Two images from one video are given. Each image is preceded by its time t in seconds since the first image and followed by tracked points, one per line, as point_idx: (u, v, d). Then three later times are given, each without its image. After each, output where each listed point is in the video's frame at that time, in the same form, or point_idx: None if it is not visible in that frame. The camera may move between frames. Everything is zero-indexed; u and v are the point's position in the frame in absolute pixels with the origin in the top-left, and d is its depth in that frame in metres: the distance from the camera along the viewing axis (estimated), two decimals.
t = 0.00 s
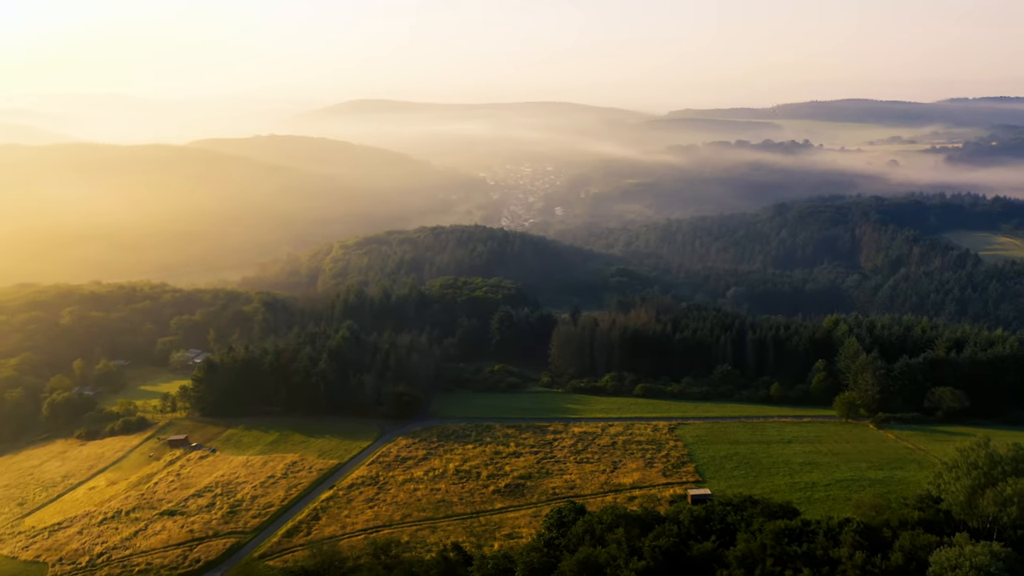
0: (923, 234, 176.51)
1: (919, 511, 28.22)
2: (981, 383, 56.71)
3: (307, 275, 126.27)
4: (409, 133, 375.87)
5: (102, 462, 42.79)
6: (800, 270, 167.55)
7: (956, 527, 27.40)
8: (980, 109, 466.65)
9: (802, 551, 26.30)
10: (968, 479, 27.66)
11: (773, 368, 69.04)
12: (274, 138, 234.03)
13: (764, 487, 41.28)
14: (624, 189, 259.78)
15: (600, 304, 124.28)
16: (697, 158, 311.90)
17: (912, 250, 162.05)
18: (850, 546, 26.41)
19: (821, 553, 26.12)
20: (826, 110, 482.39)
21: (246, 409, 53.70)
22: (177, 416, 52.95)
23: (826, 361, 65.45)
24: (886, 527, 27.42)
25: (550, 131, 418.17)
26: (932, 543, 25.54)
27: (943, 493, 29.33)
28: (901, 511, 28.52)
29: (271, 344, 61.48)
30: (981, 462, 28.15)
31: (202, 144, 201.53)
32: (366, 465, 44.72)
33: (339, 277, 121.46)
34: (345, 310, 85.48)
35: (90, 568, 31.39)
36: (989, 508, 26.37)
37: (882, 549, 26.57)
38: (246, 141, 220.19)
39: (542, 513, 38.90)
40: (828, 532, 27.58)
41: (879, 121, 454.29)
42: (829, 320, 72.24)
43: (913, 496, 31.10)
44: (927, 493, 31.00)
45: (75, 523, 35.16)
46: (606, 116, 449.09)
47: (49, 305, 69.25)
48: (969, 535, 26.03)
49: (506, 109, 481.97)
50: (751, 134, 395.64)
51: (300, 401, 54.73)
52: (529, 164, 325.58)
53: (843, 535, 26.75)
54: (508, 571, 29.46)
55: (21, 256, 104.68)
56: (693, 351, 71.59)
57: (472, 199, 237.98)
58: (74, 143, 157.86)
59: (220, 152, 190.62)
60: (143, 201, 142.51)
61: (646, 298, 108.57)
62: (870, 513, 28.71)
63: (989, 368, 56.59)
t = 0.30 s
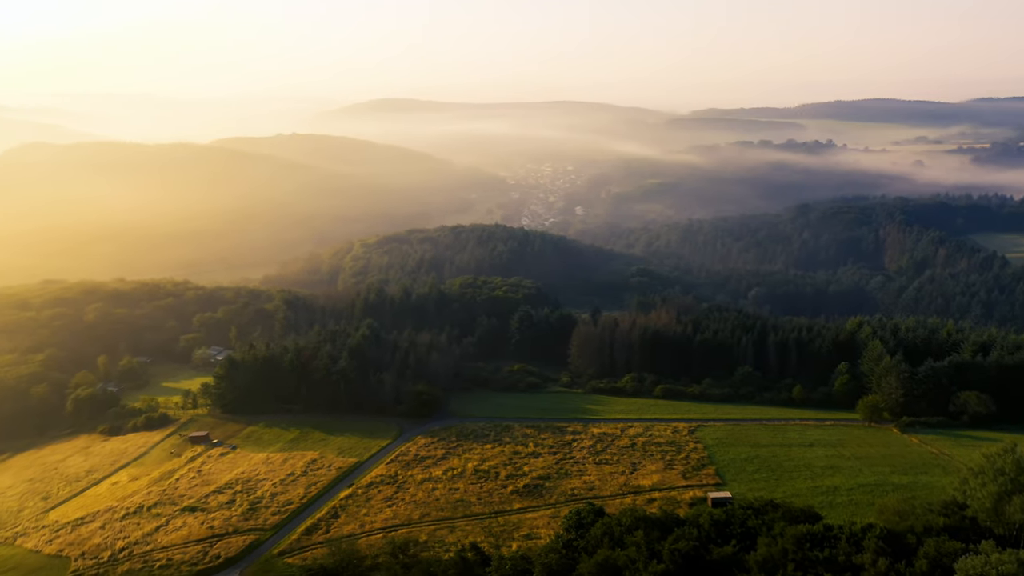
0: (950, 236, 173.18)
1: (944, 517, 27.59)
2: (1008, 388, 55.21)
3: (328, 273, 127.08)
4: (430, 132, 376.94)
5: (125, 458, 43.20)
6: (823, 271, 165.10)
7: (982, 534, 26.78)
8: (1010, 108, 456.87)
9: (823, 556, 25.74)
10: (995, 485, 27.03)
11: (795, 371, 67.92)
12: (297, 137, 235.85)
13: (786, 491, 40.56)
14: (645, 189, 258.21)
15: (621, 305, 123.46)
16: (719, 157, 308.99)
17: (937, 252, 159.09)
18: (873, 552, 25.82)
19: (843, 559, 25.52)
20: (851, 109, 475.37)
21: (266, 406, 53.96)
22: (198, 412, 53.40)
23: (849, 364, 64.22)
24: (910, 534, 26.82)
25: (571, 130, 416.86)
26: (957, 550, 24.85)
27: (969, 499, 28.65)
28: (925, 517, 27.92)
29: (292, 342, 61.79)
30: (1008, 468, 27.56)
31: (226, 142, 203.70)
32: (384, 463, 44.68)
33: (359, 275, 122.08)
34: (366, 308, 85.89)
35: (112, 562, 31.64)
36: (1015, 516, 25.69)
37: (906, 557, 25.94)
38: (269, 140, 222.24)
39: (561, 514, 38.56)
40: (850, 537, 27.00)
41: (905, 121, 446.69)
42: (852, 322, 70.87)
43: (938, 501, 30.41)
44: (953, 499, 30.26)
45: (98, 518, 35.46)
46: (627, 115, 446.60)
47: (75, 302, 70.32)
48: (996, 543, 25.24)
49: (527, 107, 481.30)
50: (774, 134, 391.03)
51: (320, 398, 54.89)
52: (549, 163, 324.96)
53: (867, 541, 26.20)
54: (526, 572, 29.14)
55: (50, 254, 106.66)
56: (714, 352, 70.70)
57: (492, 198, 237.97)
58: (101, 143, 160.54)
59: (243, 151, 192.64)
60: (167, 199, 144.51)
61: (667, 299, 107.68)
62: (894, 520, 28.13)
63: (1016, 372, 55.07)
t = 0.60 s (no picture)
0: (977, 237, 169.70)
1: (970, 526, 27.14)
2: None
3: (348, 272, 127.78)
4: (451, 130, 377.60)
5: (147, 454, 43.60)
6: (847, 272, 162.51)
7: (1008, 542, 26.33)
8: None
9: (846, 564, 25.36)
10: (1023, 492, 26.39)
11: (818, 373, 66.70)
12: (319, 135, 237.45)
13: (808, 495, 39.79)
14: (667, 188, 256.25)
15: (641, 305, 122.57)
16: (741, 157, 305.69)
17: (964, 254, 156.10)
18: (897, 560, 25.32)
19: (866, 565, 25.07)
20: (876, 109, 468.09)
21: (286, 404, 54.21)
22: (219, 410, 53.81)
23: (873, 367, 62.90)
24: (936, 541, 26.41)
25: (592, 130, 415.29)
26: (983, 558, 24.29)
27: (996, 507, 27.99)
28: (950, 525, 27.50)
29: (312, 340, 62.03)
30: None
31: (249, 141, 205.77)
32: (403, 462, 44.62)
33: (380, 274, 122.60)
34: (385, 306, 86.10)
35: (134, 557, 31.82)
36: None
37: (930, 564, 25.56)
38: (291, 138, 224.04)
39: (580, 515, 38.15)
40: (874, 543, 26.52)
41: (932, 121, 438.86)
42: (876, 324, 69.41)
43: (964, 508, 29.78)
44: (980, 506, 29.55)
45: (120, 514, 35.75)
46: (648, 114, 443.76)
47: (100, 299, 71.32)
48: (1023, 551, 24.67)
49: (547, 106, 480.06)
50: (797, 134, 386.16)
51: (339, 397, 55.02)
52: (570, 163, 323.92)
53: (890, 547, 25.84)
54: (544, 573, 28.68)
55: (78, 252, 108.50)
56: (735, 354, 69.71)
57: (513, 198, 237.71)
58: (127, 142, 163.09)
59: (266, 149, 194.44)
60: (191, 197, 146.28)
61: (689, 299, 106.57)
62: (918, 527, 27.68)
63: None
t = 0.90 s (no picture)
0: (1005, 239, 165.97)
1: (998, 533, 26.61)
2: None
3: (369, 270, 128.32)
4: (471, 129, 377.74)
5: (168, 451, 43.91)
6: (870, 274, 159.89)
7: None
8: None
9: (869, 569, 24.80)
10: None
11: (840, 376, 65.42)
12: (341, 134, 238.85)
13: (831, 500, 38.96)
14: (688, 188, 254.05)
15: (662, 305, 121.49)
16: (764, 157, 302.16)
17: (991, 256, 152.81)
18: (922, 568, 24.85)
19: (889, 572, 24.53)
20: (902, 108, 460.36)
21: (306, 402, 54.40)
22: (240, 407, 54.16)
23: (897, 370, 61.57)
24: (961, 548, 25.92)
25: (613, 129, 413.05)
26: (1010, 566, 23.66)
27: None
28: (976, 532, 27.01)
29: (332, 338, 62.21)
30: None
31: (272, 140, 207.70)
32: (422, 462, 44.48)
33: (400, 273, 122.87)
34: (405, 305, 86.25)
35: (154, 553, 31.94)
36: None
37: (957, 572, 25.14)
38: (314, 137, 225.50)
39: (599, 518, 37.71)
40: (897, 550, 25.98)
41: (960, 121, 430.65)
42: (900, 327, 67.91)
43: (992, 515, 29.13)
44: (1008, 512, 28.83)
45: (141, 510, 36.01)
46: (670, 113, 440.26)
47: (124, 296, 72.18)
48: None
49: (568, 106, 478.42)
50: (821, 133, 380.91)
51: (358, 395, 55.10)
52: (591, 162, 322.47)
53: (914, 555, 25.33)
54: None
55: (103, 250, 110.14)
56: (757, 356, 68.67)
57: (533, 197, 237.21)
58: (153, 141, 165.54)
59: (288, 148, 195.92)
60: (215, 195, 147.96)
61: (710, 300, 105.41)
62: (944, 533, 27.14)
63: None
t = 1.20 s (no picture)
0: None
1: None
2: None
3: (389, 269, 128.78)
4: (492, 129, 377.37)
5: (188, 448, 44.24)
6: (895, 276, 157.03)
7: None
8: None
9: None
10: None
11: (864, 380, 64.00)
12: (362, 134, 239.94)
13: (854, 506, 38.08)
14: (710, 188, 251.65)
15: (683, 306, 120.30)
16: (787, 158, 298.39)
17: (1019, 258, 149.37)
18: None
19: None
20: (929, 108, 452.33)
21: (327, 401, 54.58)
22: (261, 405, 54.46)
23: (921, 374, 60.08)
24: (989, 557, 25.22)
25: (634, 129, 410.69)
26: None
27: None
28: (1004, 541, 26.48)
29: (352, 337, 62.36)
30: None
31: (294, 139, 209.38)
32: (440, 461, 44.32)
33: (420, 271, 123.06)
34: (425, 304, 86.37)
35: (174, 549, 32.04)
36: None
37: None
38: (335, 136, 226.86)
39: (617, 520, 37.25)
40: (922, 558, 25.22)
41: (988, 121, 422.11)
42: (926, 330, 66.32)
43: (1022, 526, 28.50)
44: None
45: (162, 506, 36.23)
46: (692, 113, 436.46)
47: (147, 293, 72.98)
48: None
49: (589, 105, 476.26)
50: (846, 133, 375.46)
51: (377, 394, 55.09)
52: (612, 162, 320.69)
53: (940, 563, 24.57)
54: None
55: (129, 247, 111.68)
56: (779, 359, 67.50)
57: (553, 196, 236.47)
58: (178, 141, 167.58)
59: (310, 147, 197.28)
60: (237, 194, 149.50)
61: (731, 302, 104.20)
62: (971, 542, 26.61)
63: None
